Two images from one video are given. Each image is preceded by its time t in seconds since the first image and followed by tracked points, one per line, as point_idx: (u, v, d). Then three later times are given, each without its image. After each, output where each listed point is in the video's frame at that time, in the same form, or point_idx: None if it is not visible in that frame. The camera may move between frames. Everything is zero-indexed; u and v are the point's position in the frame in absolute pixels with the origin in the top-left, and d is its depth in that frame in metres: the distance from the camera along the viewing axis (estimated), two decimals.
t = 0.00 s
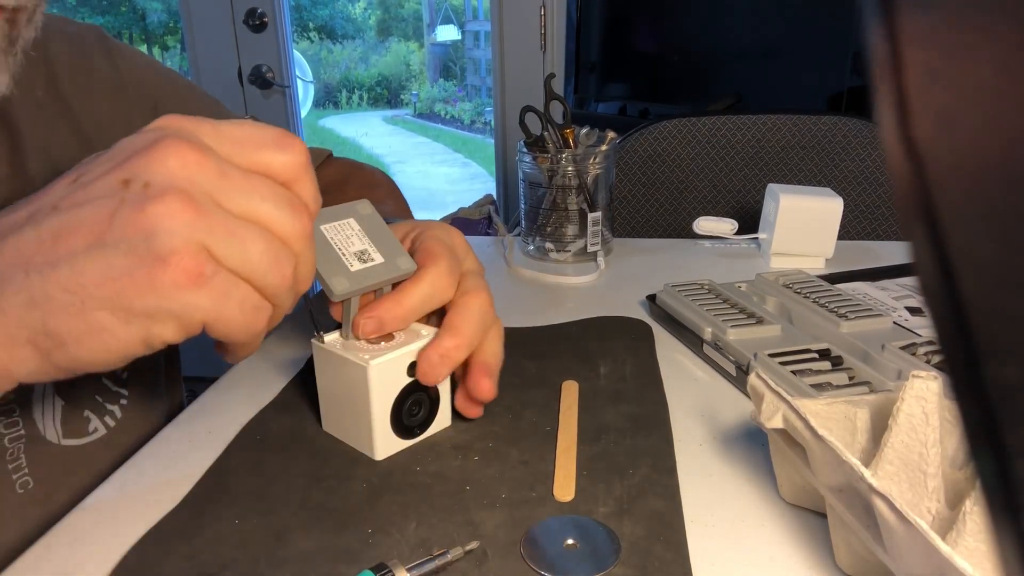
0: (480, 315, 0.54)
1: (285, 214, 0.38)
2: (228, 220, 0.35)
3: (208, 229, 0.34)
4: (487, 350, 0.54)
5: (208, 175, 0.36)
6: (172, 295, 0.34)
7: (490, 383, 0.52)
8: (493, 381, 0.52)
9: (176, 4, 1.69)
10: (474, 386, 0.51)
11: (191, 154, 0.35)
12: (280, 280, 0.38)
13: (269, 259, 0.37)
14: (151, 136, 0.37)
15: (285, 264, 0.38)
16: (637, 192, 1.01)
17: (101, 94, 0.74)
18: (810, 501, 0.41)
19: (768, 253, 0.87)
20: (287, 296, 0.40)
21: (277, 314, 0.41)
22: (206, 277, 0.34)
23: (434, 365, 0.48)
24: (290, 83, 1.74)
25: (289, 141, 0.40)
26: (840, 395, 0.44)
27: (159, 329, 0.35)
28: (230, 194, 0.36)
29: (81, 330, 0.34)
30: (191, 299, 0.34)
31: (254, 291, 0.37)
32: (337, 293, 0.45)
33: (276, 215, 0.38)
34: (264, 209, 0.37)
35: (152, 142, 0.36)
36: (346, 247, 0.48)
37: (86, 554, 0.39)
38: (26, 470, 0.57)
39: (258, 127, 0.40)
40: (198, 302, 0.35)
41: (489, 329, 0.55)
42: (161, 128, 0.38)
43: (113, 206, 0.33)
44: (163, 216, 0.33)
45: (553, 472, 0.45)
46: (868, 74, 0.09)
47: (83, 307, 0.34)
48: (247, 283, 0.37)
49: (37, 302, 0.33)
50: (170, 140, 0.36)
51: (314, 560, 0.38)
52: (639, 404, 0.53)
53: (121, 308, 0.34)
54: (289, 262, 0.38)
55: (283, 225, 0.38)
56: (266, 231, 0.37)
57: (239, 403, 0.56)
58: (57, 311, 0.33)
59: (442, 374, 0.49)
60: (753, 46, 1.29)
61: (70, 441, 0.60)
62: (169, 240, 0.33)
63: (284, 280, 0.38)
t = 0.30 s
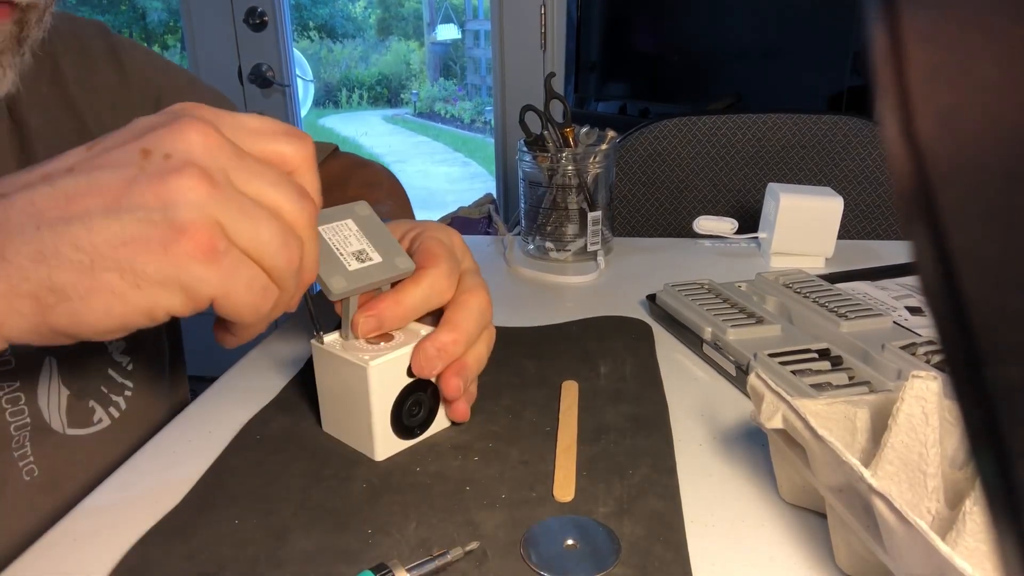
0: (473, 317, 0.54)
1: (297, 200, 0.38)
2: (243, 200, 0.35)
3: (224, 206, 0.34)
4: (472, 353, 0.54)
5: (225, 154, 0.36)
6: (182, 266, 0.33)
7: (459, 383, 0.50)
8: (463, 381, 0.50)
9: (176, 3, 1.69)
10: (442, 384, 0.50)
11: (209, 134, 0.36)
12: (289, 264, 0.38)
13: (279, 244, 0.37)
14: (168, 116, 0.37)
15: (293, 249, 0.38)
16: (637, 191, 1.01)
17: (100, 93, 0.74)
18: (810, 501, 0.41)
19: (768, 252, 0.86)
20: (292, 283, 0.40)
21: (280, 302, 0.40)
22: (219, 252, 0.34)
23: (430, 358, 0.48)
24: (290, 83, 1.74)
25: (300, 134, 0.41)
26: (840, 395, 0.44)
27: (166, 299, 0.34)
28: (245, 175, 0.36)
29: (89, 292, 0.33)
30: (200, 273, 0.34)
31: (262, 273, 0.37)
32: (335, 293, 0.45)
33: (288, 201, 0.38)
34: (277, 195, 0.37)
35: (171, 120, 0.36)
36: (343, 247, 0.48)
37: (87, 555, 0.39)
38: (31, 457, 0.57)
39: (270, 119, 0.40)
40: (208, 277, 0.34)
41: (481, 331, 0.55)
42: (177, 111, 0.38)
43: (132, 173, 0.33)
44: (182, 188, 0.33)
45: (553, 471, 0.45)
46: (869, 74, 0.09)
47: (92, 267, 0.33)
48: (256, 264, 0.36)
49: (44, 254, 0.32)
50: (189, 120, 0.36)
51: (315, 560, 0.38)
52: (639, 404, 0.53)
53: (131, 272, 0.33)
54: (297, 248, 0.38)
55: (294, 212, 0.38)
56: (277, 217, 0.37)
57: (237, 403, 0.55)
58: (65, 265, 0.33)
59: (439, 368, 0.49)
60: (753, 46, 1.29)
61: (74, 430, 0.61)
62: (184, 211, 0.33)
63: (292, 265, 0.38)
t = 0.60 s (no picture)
0: (473, 318, 0.54)
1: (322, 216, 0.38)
2: (277, 215, 0.35)
3: (258, 219, 0.34)
4: (471, 355, 0.54)
5: (268, 161, 0.35)
6: (209, 271, 0.33)
7: (457, 383, 0.50)
8: (462, 381, 0.50)
9: (176, 3, 1.68)
10: (440, 384, 0.50)
11: (255, 140, 0.35)
12: (303, 277, 0.38)
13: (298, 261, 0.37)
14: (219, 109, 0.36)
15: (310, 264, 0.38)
16: (637, 191, 1.01)
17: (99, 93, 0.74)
18: (810, 500, 0.41)
19: (768, 252, 0.86)
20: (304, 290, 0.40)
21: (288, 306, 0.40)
22: (247, 263, 0.34)
23: (431, 356, 0.48)
24: (290, 82, 1.74)
25: (338, 145, 0.40)
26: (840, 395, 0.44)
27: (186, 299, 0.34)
28: (281, 187, 0.36)
29: (112, 285, 0.33)
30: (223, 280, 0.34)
31: (276, 281, 0.37)
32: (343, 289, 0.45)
33: (316, 216, 0.38)
34: (306, 210, 0.37)
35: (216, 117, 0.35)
36: (357, 245, 0.48)
37: (88, 555, 0.39)
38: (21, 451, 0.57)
39: (314, 129, 0.39)
40: (230, 283, 0.34)
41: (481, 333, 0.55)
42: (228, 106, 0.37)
43: (172, 168, 0.33)
44: (220, 197, 0.33)
45: (552, 471, 0.45)
46: (868, 72, 0.09)
47: (121, 260, 0.33)
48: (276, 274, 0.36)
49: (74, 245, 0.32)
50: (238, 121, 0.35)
51: (315, 559, 0.38)
52: (639, 404, 0.53)
53: (158, 271, 0.33)
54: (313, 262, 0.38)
55: (318, 227, 0.38)
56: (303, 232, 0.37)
57: (237, 403, 0.55)
58: (101, 254, 0.32)
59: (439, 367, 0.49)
60: (753, 46, 1.29)
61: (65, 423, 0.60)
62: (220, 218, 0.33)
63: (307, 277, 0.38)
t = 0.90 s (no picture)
0: (475, 310, 0.54)
1: (243, 258, 0.35)
2: (190, 284, 0.33)
3: (177, 296, 0.32)
4: (474, 347, 0.54)
5: (164, 223, 0.32)
6: (139, 365, 0.32)
7: (464, 374, 0.50)
8: (467, 372, 0.51)
9: (176, 3, 1.68)
10: (446, 377, 0.50)
11: (144, 208, 0.32)
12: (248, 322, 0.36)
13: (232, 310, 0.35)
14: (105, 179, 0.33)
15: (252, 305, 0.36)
16: (637, 191, 1.01)
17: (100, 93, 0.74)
18: (810, 500, 0.41)
19: (768, 252, 0.86)
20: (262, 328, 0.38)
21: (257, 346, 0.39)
22: (174, 341, 0.33)
23: (438, 350, 0.48)
24: (290, 83, 1.74)
25: (245, 172, 0.35)
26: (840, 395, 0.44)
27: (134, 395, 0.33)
28: (189, 244, 0.33)
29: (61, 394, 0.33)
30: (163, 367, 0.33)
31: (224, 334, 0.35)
32: (337, 288, 0.45)
33: (236, 261, 0.35)
34: (227, 255, 0.34)
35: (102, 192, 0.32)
36: (349, 245, 0.48)
37: (88, 555, 0.39)
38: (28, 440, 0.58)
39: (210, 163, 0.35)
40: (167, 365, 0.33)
41: (482, 325, 0.56)
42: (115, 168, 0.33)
43: (76, 266, 0.31)
44: (121, 291, 0.31)
45: (553, 471, 0.45)
46: (866, 72, 0.09)
47: (60, 372, 0.33)
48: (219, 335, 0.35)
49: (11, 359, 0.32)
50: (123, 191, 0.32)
51: (315, 559, 0.38)
52: (640, 404, 0.53)
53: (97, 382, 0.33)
54: (253, 306, 0.36)
55: (246, 271, 0.35)
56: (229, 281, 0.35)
57: (238, 403, 0.55)
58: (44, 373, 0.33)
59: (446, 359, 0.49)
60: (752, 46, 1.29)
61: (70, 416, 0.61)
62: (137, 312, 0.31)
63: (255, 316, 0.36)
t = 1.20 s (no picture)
0: (470, 310, 0.54)
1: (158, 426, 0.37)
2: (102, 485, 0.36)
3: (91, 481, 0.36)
4: (471, 348, 0.53)
5: (63, 433, 0.34)
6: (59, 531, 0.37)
7: (457, 377, 0.50)
8: (461, 375, 0.50)
9: (176, 4, 1.69)
10: (441, 379, 0.49)
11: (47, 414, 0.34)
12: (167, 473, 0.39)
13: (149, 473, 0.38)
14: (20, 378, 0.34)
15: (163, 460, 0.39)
16: (637, 192, 1.01)
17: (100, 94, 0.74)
18: (809, 500, 0.41)
19: (768, 252, 0.87)
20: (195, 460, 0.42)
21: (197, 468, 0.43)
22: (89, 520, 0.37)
23: (429, 352, 0.48)
24: (290, 83, 1.74)
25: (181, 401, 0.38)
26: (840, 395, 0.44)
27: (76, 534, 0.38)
28: (96, 439, 0.35)
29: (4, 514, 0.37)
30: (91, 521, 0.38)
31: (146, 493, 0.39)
32: (333, 287, 0.45)
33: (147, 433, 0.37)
34: (136, 432, 0.36)
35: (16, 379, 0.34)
36: (348, 243, 0.48)
37: (86, 554, 0.39)
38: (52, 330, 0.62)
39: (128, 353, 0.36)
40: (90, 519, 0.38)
41: (479, 325, 0.55)
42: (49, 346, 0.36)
43: None
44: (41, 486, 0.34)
45: (553, 472, 0.46)
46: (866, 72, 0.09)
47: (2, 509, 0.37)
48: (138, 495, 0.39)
49: None
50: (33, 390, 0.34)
51: (314, 560, 0.38)
52: (640, 405, 0.53)
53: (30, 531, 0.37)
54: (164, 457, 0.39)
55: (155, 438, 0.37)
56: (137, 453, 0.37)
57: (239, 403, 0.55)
58: None
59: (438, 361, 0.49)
60: (753, 48, 1.29)
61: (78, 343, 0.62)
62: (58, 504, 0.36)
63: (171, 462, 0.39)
